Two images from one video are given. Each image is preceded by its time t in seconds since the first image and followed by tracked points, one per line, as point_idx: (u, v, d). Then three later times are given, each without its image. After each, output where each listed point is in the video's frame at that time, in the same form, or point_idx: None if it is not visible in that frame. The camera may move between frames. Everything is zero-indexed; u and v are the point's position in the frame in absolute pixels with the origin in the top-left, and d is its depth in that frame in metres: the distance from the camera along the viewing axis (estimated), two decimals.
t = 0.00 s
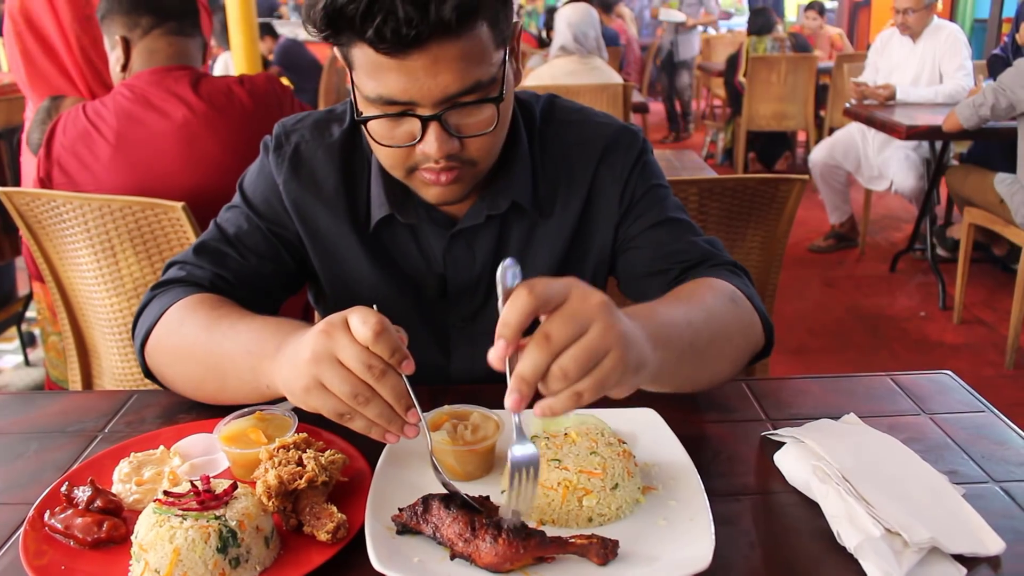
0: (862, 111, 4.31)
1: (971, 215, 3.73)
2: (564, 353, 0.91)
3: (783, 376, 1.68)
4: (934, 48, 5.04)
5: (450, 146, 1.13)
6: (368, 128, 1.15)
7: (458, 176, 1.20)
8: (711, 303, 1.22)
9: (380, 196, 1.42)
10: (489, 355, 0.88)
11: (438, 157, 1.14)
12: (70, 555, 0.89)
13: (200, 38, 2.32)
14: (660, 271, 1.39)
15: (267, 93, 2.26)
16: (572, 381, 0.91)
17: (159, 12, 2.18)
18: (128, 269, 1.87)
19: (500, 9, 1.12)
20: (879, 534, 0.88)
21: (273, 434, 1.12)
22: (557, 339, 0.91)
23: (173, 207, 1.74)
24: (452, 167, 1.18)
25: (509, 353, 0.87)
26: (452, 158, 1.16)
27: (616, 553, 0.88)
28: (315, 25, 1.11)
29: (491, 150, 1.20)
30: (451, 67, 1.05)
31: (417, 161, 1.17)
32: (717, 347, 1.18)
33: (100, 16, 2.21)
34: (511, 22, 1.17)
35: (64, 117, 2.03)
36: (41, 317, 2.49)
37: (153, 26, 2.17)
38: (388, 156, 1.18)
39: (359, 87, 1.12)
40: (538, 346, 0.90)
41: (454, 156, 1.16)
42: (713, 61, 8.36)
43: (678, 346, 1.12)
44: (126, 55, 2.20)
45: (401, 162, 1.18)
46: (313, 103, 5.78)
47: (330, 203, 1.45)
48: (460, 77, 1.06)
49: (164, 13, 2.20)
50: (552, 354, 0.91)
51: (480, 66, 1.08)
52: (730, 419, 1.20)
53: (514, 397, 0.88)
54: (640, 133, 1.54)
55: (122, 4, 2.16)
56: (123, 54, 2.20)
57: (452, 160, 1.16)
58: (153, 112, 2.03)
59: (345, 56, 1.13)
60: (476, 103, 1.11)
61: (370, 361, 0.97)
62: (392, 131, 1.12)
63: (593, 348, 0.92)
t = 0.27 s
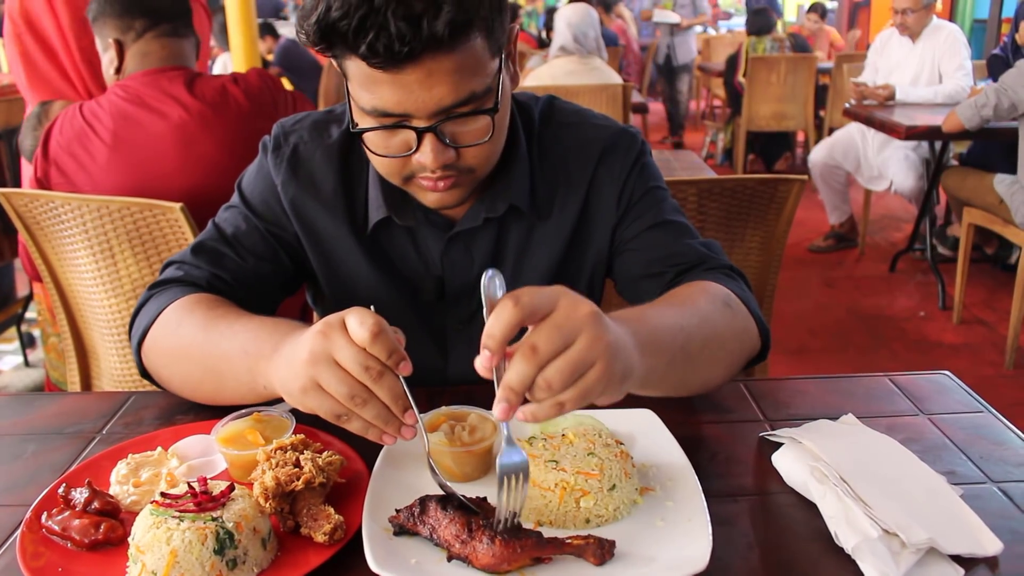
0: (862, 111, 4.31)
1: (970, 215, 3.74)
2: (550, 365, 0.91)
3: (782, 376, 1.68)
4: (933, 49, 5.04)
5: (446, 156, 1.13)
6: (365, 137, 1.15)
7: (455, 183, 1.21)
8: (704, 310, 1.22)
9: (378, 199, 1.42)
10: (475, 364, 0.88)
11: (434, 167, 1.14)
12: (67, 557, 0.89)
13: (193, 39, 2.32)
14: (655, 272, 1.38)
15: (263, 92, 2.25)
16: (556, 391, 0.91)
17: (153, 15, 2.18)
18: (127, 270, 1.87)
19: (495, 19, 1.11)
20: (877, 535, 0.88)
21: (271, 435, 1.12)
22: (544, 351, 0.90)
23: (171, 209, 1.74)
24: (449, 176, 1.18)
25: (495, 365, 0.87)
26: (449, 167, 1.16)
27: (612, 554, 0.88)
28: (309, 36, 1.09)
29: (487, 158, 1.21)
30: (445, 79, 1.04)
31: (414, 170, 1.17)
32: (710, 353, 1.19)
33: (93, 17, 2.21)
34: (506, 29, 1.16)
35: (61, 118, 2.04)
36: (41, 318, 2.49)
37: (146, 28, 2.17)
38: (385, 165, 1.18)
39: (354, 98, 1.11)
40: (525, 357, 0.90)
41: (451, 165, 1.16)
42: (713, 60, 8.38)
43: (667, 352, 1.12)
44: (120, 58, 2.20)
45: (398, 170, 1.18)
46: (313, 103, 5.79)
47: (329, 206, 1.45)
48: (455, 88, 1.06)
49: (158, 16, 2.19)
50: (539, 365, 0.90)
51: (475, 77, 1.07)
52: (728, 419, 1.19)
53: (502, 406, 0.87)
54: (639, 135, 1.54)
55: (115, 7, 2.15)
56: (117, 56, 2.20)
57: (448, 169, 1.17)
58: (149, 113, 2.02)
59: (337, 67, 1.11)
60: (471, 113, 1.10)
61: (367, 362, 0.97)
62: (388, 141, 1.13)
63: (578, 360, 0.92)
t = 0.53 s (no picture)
0: (860, 110, 4.31)
1: (968, 215, 3.74)
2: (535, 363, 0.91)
3: (781, 376, 1.67)
4: (932, 48, 5.04)
5: (442, 164, 1.14)
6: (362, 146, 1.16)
7: (451, 192, 1.21)
8: (702, 307, 1.22)
9: (376, 202, 1.42)
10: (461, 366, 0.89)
11: (430, 175, 1.14)
12: (66, 559, 0.89)
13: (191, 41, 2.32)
14: (653, 272, 1.38)
15: (259, 93, 2.25)
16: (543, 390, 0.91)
17: (148, 18, 2.18)
18: (126, 272, 1.87)
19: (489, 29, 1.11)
20: (876, 535, 0.88)
21: (270, 436, 1.12)
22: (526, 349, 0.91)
23: (170, 210, 1.74)
24: (444, 184, 1.18)
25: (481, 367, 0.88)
26: (444, 176, 1.16)
27: (612, 555, 0.88)
28: (303, 48, 1.09)
29: (481, 166, 1.21)
30: (440, 89, 1.05)
31: (410, 178, 1.17)
32: (705, 348, 1.19)
33: (88, 19, 2.21)
34: (500, 37, 1.16)
35: (58, 120, 2.04)
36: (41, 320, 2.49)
37: (142, 31, 2.17)
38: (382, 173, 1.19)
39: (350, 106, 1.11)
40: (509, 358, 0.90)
41: (446, 173, 1.16)
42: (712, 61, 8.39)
43: (665, 358, 1.13)
44: (116, 62, 2.21)
45: (394, 177, 1.18)
46: (312, 104, 5.79)
47: (326, 208, 1.45)
48: (450, 99, 1.06)
49: (153, 18, 2.19)
50: (523, 365, 0.90)
51: (470, 86, 1.08)
52: (726, 420, 1.19)
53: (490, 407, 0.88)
54: (636, 136, 1.54)
55: (111, 10, 2.15)
56: (112, 59, 2.21)
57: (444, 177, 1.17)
58: (145, 114, 2.02)
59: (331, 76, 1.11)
60: (466, 122, 1.10)
61: (364, 365, 0.97)
62: (384, 150, 1.13)
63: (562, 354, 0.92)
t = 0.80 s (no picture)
0: (859, 111, 4.32)
1: (965, 216, 3.75)
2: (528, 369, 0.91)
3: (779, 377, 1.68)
4: (929, 49, 5.06)
5: (442, 175, 1.14)
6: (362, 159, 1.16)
7: (450, 201, 1.22)
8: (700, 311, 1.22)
9: (374, 204, 1.42)
10: (456, 374, 0.90)
11: (429, 187, 1.15)
12: (65, 560, 0.89)
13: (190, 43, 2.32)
14: (651, 275, 1.38)
15: (258, 93, 2.25)
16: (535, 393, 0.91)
17: (147, 19, 2.18)
18: (124, 273, 1.87)
19: (486, 43, 1.11)
20: (874, 536, 0.89)
21: (269, 438, 1.12)
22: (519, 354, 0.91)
23: (169, 211, 1.74)
24: (443, 194, 1.19)
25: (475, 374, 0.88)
26: (443, 187, 1.17)
27: (611, 556, 0.88)
28: (300, 63, 1.09)
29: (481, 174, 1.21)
30: (439, 103, 1.05)
31: (410, 188, 1.18)
32: (702, 349, 1.19)
33: (88, 20, 2.21)
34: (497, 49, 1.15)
35: (56, 120, 2.04)
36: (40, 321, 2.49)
37: (142, 33, 2.17)
38: (381, 184, 1.19)
39: (348, 120, 1.12)
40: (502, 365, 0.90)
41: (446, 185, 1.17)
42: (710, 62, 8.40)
43: (662, 361, 1.13)
44: (115, 64, 2.20)
45: (394, 187, 1.19)
46: (311, 105, 5.79)
47: (325, 210, 1.45)
48: (448, 113, 1.06)
49: (153, 20, 2.19)
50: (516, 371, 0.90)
51: (468, 100, 1.08)
52: (725, 421, 1.20)
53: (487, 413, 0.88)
54: (635, 138, 1.54)
55: (110, 11, 2.15)
56: (112, 60, 2.20)
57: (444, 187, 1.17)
58: (143, 114, 2.02)
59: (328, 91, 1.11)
60: (463, 134, 1.11)
61: (364, 366, 0.97)
62: (383, 162, 1.14)
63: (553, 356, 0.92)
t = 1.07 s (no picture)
0: (856, 114, 4.32)
1: (963, 218, 3.75)
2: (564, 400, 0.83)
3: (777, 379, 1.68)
4: (926, 51, 5.07)
5: (441, 183, 1.14)
6: (362, 167, 1.17)
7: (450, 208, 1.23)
8: (701, 319, 1.19)
9: (373, 208, 1.42)
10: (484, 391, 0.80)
11: (428, 195, 1.15)
12: (63, 563, 0.89)
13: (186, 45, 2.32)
14: (650, 280, 1.37)
15: (256, 96, 2.25)
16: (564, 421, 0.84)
17: (145, 21, 2.17)
18: (123, 275, 1.87)
19: (485, 53, 1.11)
20: (873, 538, 0.89)
21: (268, 440, 1.12)
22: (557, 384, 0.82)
23: (167, 213, 1.74)
24: (444, 201, 1.19)
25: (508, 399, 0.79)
26: (443, 194, 1.17)
27: (610, 558, 0.88)
28: (298, 73, 1.08)
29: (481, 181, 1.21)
30: (439, 113, 1.05)
31: (410, 196, 1.18)
32: (706, 360, 1.16)
33: (84, 22, 2.20)
34: (495, 58, 1.15)
35: (53, 121, 2.04)
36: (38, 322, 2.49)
37: (140, 35, 2.17)
38: (381, 190, 1.20)
39: (347, 128, 1.12)
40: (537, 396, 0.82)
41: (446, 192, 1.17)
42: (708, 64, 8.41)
43: (669, 372, 1.09)
44: (112, 65, 2.19)
45: (393, 194, 1.20)
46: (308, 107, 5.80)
47: (324, 214, 1.45)
48: (447, 123, 1.06)
49: (152, 23, 2.19)
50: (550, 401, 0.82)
51: (467, 109, 1.08)
52: (724, 424, 1.20)
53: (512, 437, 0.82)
54: (635, 142, 1.54)
55: (107, 13, 2.15)
56: (108, 61, 2.19)
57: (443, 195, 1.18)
58: (140, 116, 2.02)
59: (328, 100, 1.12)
60: (462, 143, 1.11)
61: (361, 371, 0.96)
62: (382, 170, 1.14)
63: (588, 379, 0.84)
